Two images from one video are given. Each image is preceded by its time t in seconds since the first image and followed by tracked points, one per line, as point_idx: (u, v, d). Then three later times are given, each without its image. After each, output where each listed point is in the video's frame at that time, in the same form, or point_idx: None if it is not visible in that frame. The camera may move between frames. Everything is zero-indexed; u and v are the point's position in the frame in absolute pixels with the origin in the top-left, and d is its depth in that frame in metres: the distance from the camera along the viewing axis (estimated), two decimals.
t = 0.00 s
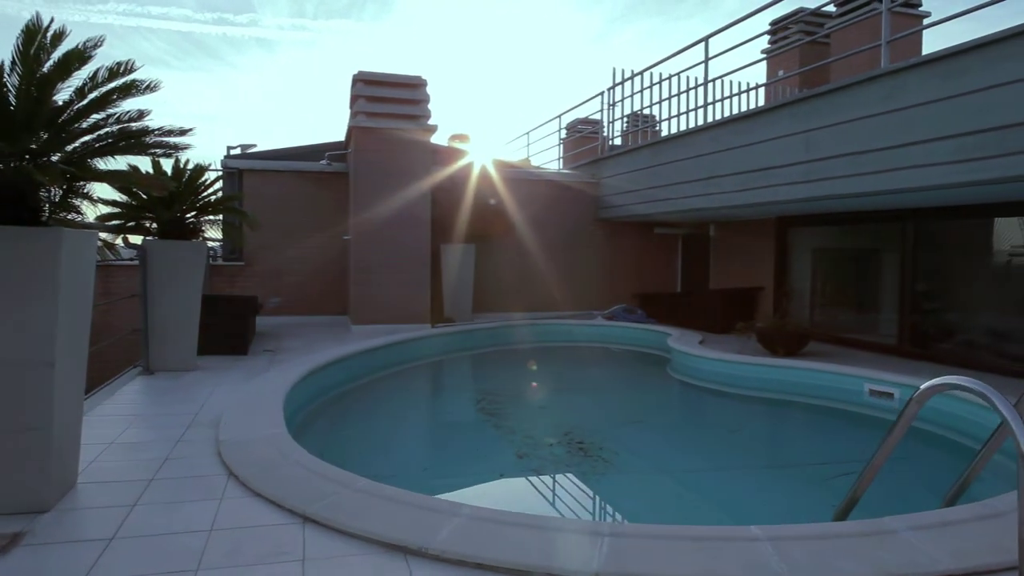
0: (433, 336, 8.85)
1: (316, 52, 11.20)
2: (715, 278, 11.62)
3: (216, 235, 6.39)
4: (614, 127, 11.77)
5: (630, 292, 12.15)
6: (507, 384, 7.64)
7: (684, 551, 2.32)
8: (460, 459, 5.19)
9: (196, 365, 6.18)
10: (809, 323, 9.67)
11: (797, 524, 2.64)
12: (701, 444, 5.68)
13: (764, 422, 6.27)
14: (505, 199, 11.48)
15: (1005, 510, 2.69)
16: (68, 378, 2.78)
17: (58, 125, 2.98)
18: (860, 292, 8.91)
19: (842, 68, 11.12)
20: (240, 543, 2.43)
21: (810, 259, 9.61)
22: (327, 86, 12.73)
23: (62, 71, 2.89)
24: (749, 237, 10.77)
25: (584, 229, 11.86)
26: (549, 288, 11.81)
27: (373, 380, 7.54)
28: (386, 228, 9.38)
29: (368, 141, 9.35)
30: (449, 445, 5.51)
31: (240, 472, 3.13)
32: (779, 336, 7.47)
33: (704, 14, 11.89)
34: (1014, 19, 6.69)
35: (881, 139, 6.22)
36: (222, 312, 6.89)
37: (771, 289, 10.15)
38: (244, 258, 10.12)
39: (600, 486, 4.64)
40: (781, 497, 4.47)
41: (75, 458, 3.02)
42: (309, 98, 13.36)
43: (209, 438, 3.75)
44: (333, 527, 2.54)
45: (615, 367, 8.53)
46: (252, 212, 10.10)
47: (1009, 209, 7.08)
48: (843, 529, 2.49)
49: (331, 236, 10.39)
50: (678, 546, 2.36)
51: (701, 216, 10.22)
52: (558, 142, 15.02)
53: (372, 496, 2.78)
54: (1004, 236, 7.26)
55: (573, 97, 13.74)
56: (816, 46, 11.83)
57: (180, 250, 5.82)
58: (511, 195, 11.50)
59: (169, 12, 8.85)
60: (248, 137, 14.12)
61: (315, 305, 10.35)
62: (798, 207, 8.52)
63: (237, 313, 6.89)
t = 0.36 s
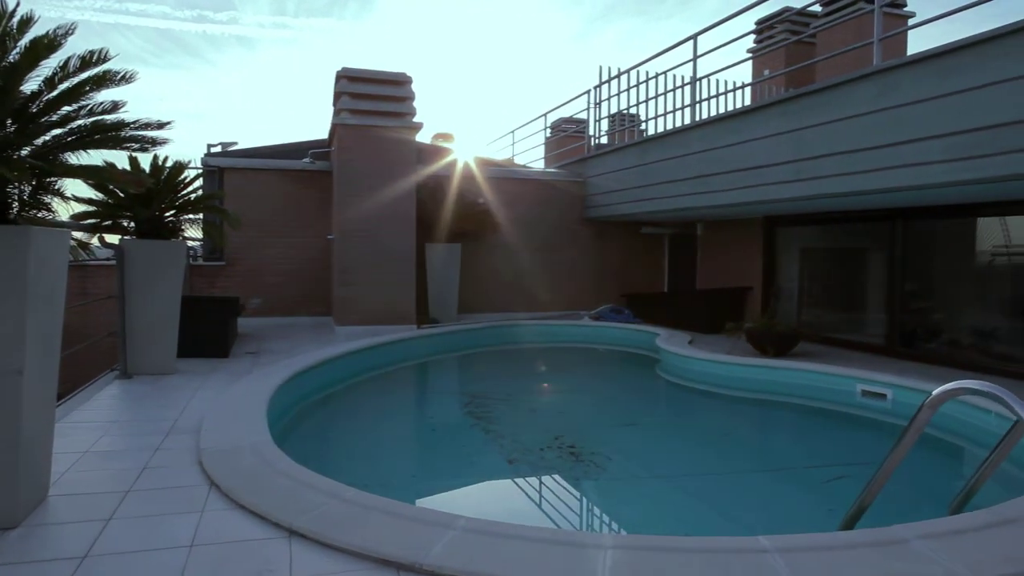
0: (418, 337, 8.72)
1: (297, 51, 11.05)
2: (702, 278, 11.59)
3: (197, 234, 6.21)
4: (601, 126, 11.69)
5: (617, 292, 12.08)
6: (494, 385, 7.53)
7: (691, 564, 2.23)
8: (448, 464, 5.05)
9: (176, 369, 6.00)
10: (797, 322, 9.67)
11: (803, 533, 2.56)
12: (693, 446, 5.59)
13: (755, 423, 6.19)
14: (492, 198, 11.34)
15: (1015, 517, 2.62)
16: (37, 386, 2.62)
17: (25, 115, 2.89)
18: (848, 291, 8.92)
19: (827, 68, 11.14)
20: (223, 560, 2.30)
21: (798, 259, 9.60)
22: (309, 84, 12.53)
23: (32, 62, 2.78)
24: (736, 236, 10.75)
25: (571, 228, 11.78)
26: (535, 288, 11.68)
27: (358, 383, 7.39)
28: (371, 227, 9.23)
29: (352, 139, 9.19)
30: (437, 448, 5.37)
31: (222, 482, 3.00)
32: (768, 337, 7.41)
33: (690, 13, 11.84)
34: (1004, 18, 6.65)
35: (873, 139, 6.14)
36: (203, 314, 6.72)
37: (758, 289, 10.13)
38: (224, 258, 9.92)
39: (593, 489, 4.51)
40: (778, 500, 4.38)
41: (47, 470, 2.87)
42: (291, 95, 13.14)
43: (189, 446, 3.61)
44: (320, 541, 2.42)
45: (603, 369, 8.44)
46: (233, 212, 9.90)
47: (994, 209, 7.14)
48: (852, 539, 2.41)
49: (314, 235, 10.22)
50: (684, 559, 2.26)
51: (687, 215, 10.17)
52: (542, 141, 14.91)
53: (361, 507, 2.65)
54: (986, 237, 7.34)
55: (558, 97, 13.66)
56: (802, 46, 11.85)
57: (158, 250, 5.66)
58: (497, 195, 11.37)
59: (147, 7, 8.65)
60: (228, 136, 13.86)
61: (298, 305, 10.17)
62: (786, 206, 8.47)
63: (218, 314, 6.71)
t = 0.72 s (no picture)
0: (405, 339, 8.58)
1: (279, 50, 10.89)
2: (687, 277, 11.56)
3: (177, 234, 6.03)
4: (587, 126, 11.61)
5: (605, 292, 12.01)
6: (482, 388, 7.40)
7: None
8: (437, 469, 4.91)
9: (155, 374, 5.83)
10: (785, 322, 9.65)
11: (812, 544, 2.49)
12: (687, 448, 5.49)
13: (748, 425, 6.12)
14: (477, 198, 11.22)
15: None
16: (6, 395, 2.48)
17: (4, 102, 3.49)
18: (836, 291, 8.91)
19: (813, 68, 11.14)
20: None
21: (786, 259, 9.57)
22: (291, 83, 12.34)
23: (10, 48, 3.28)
24: (724, 236, 10.72)
25: (558, 228, 11.69)
26: (522, 289, 11.56)
27: (343, 386, 7.24)
28: (355, 228, 9.09)
29: (336, 138, 9.03)
30: (426, 453, 5.24)
31: (205, 493, 2.87)
32: (759, 338, 7.35)
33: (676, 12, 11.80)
34: (992, 18, 6.65)
35: (862, 138, 6.07)
36: (183, 317, 6.54)
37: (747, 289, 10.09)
38: (206, 259, 9.72)
39: (588, 495, 4.38)
40: (779, 506, 4.27)
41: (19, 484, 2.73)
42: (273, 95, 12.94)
43: (171, 454, 3.47)
44: (310, 557, 2.30)
45: (593, 370, 8.36)
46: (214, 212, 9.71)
47: (977, 210, 7.17)
48: (864, 549, 2.33)
49: (298, 236, 10.05)
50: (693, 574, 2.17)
51: (674, 215, 10.11)
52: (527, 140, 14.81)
53: (353, 520, 2.54)
54: (968, 237, 7.36)
55: (544, 97, 13.58)
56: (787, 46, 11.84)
57: (137, 250, 5.49)
58: (483, 194, 11.24)
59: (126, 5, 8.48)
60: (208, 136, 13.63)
61: (281, 307, 10.00)
62: (776, 206, 8.41)
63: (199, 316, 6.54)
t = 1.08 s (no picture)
0: (393, 339, 8.44)
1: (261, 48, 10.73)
2: (676, 277, 11.52)
3: (158, 233, 5.87)
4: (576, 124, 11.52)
5: (594, 291, 11.93)
6: (473, 390, 7.27)
7: None
8: (428, 475, 4.77)
9: (137, 377, 5.67)
10: (776, 321, 9.62)
11: (827, 555, 2.40)
12: (684, 450, 5.40)
13: (744, 427, 6.02)
14: (466, 197, 11.08)
15: None
16: None
17: None
18: (827, 290, 8.88)
19: (802, 67, 11.12)
20: None
21: (776, 257, 9.53)
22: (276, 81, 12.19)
23: None
24: (715, 234, 10.68)
25: (547, 227, 11.60)
26: (511, 288, 11.44)
27: (331, 389, 7.10)
28: (342, 227, 8.94)
29: (322, 135, 8.87)
30: (416, 457, 5.11)
31: (189, 505, 2.74)
32: (753, 337, 7.28)
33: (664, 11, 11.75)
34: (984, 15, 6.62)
35: (856, 135, 5.92)
36: (166, 319, 6.37)
37: (738, 288, 10.05)
38: (189, 259, 9.54)
39: (584, 501, 4.26)
40: (782, 511, 4.18)
41: None
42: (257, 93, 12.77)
43: (154, 463, 3.33)
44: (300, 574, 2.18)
45: (585, 371, 8.26)
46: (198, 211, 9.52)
47: (962, 208, 7.18)
48: (881, 560, 2.25)
49: (283, 235, 9.89)
50: None
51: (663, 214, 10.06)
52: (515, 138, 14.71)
53: (346, 534, 2.42)
54: (955, 236, 7.38)
55: (532, 95, 13.51)
56: (776, 45, 11.82)
57: (118, 249, 5.33)
58: (472, 193, 11.11)
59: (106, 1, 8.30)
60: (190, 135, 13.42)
61: (267, 308, 9.83)
62: (766, 205, 8.35)
63: (184, 318, 6.37)
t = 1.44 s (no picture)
0: (378, 341, 8.30)
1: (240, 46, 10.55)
2: (662, 278, 11.47)
3: (136, 233, 5.71)
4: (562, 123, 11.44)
5: (580, 292, 11.85)
6: (460, 392, 7.15)
7: None
8: (417, 481, 4.64)
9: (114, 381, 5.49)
10: (764, 321, 9.59)
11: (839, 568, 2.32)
12: (676, 453, 5.31)
13: (736, 428, 5.95)
14: (451, 196, 10.95)
15: None
16: None
17: None
18: (814, 290, 8.87)
19: (788, 68, 11.13)
20: None
21: (764, 257, 9.51)
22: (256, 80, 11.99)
23: None
24: (702, 234, 10.64)
25: (533, 227, 11.50)
26: (497, 289, 11.33)
27: (315, 392, 6.95)
28: (325, 227, 8.78)
29: (304, 133, 8.71)
30: (404, 463, 4.98)
31: (169, 520, 2.60)
32: (744, 338, 7.22)
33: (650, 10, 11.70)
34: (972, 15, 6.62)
35: (847, 134, 5.86)
36: (144, 322, 6.19)
37: (725, 288, 10.03)
38: (168, 260, 9.32)
39: (578, 508, 4.14)
40: (779, 516, 4.10)
41: None
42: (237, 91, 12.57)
43: (131, 474, 3.18)
44: None
45: (573, 372, 8.17)
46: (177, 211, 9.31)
47: (942, 208, 7.25)
48: (896, 572, 2.17)
49: (265, 236, 9.70)
50: None
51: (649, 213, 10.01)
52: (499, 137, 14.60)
53: (337, 550, 2.30)
54: (938, 236, 7.44)
55: (517, 94, 13.41)
56: (761, 45, 11.82)
57: (93, 249, 5.17)
58: (457, 192, 10.98)
59: None
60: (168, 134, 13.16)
61: (248, 309, 9.64)
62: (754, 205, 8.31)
63: (163, 320, 6.20)
